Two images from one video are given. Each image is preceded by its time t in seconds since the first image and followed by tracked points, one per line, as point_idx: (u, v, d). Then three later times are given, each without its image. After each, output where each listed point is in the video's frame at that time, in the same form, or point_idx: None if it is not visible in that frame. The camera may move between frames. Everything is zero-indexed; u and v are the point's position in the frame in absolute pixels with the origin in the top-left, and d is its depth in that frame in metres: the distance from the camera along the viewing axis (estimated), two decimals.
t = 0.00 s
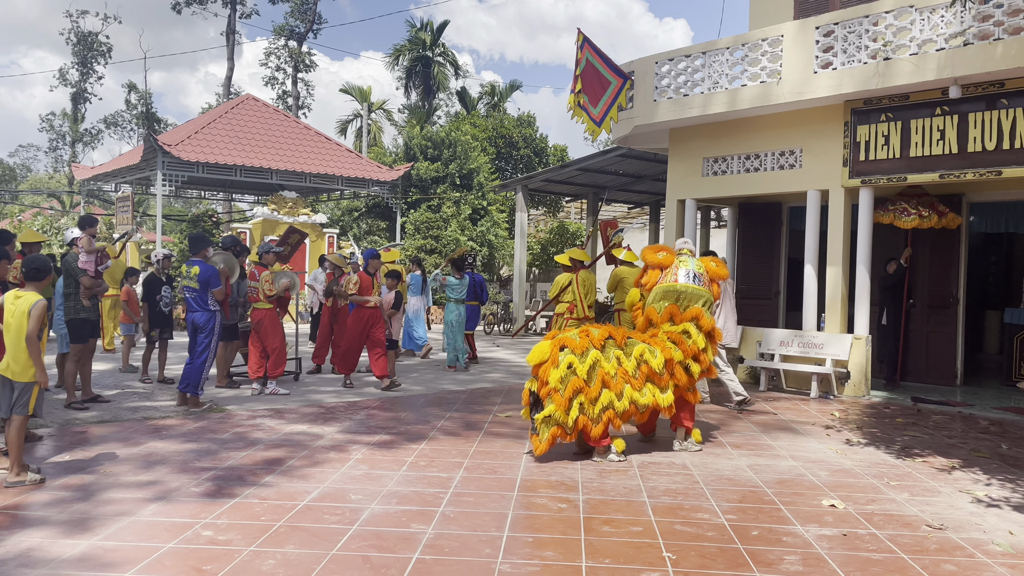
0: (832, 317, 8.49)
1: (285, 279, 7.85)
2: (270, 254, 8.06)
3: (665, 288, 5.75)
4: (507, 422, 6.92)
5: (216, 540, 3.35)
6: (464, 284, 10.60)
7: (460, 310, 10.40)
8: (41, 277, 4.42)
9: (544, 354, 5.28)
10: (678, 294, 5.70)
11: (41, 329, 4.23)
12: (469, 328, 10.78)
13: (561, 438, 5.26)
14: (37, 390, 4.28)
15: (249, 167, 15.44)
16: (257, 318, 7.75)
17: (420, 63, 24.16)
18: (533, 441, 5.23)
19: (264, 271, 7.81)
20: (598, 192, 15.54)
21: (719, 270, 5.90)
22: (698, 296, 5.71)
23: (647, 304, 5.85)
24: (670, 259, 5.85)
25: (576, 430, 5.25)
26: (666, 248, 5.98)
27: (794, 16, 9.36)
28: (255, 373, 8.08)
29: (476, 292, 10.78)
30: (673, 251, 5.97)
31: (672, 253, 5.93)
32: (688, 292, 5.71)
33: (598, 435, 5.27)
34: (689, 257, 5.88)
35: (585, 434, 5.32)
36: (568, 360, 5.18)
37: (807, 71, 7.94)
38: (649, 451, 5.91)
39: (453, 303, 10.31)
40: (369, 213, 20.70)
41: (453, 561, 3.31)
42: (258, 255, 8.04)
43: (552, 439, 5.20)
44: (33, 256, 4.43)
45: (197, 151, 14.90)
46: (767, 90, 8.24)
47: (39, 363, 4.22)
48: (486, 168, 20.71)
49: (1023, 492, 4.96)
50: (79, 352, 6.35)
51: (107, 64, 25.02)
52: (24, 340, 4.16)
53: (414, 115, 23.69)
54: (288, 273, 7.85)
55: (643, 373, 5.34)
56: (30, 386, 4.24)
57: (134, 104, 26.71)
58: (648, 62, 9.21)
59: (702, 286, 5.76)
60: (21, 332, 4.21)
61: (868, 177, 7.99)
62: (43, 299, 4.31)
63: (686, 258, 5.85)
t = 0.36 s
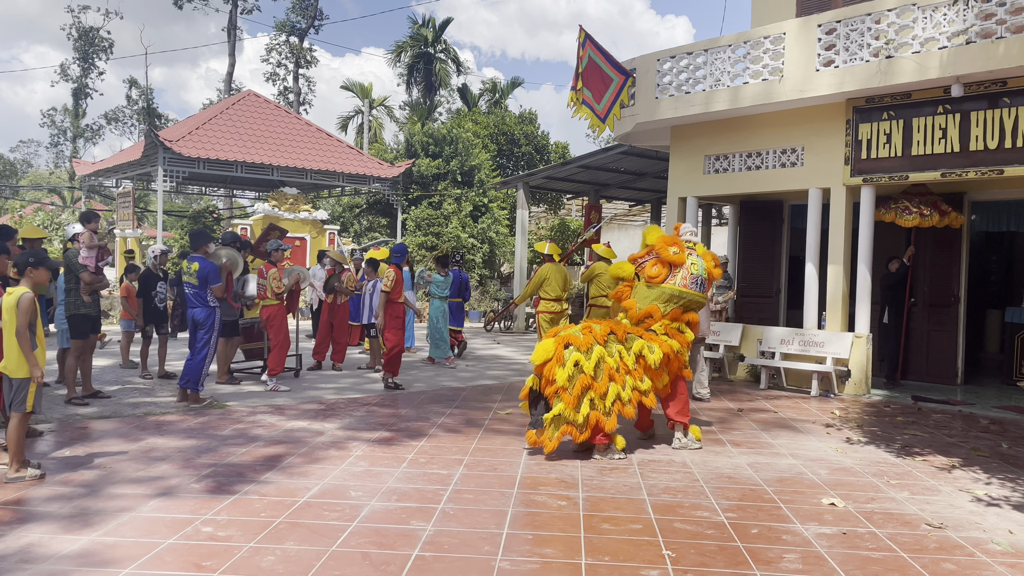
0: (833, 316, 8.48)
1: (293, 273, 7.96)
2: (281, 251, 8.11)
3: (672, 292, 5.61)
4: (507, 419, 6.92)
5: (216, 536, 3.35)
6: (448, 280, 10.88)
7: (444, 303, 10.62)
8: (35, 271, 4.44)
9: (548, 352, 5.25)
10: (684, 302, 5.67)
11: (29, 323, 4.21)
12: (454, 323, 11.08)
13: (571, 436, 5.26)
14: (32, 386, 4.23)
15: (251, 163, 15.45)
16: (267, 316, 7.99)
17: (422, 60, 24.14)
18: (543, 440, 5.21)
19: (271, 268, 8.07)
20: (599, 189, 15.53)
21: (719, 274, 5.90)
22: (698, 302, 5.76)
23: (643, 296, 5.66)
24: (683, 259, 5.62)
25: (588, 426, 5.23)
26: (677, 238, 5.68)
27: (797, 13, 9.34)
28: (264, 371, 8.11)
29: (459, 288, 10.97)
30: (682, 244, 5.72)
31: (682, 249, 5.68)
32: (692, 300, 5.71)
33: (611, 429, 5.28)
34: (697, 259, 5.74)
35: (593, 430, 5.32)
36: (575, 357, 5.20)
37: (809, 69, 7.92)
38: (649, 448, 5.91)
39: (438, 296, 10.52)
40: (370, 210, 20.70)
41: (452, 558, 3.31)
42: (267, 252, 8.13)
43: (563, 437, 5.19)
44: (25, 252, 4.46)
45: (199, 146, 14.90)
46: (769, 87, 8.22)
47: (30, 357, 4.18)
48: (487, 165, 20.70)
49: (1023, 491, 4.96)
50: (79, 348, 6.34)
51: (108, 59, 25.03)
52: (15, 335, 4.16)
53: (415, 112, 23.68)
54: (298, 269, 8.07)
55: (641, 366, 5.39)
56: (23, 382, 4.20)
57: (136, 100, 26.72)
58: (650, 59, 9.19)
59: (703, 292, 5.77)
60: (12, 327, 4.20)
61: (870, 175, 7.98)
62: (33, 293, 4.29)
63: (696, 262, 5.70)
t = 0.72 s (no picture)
0: (836, 315, 8.46)
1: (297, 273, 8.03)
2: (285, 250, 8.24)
3: (676, 296, 5.61)
4: (510, 418, 6.93)
5: (218, 533, 3.36)
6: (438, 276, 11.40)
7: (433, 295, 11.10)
8: (32, 271, 4.45)
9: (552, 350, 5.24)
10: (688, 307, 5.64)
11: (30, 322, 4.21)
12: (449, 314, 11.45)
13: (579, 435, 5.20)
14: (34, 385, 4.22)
15: (253, 161, 15.48)
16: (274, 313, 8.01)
17: (425, 58, 24.13)
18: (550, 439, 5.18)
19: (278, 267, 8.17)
20: (601, 187, 15.52)
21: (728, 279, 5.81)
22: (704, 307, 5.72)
23: (648, 297, 5.69)
24: (691, 264, 5.57)
25: (595, 425, 5.19)
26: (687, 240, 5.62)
27: (799, 12, 9.31)
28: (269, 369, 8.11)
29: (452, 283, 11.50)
30: (692, 247, 5.66)
31: (691, 252, 5.63)
32: (696, 305, 5.66)
33: (615, 426, 5.30)
34: (705, 264, 5.66)
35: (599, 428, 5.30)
36: (579, 355, 5.19)
37: (812, 66, 7.90)
38: (652, 446, 5.91)
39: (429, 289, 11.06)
40: (372, 208, 20.71)
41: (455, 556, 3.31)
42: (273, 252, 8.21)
43: (571, 436, 5.15)
44: (30, 249, 4.69)
45: (202, 145, 14.92)
46: (772, 86, 8.21)
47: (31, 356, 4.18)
48: (489, 164, 20.69)
49: None
50: (83, 346, 6.34)
51: (111, 57, 25.06)
52: (15, 334, 4.16)
53: (418, 111, 23.68)
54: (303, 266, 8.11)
55: (641, 364, 5.42)
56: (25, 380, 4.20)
57: (138, 98, 26.76)
58: (653, 58, 9.17)
59: (709, 298, 5.72)
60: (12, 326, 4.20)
61: (874, 173, 7.96)
62: (32, 292, 4.29)
63: (704, 267, 5.63)
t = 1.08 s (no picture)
0: (842, 314, 8.43)
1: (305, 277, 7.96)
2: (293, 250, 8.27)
3: (690, 293, 5.65)
4: (516, 417, 6.94)
5: (225, 532, 3.37)
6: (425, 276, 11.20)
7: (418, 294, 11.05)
8: (38, 271, 4.48)
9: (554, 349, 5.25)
10: (704, 304, 5.66)
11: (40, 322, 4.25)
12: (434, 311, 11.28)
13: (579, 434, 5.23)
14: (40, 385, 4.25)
15: (259, 162, 15.52)
16: (280, 314, 8.05)
17: (430, 59, 24.16)
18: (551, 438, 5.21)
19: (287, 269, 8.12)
20: (607, 187, 15.50)
21: (746, 274, 5.80)
22: (720, 305, 5.72)
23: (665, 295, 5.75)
24: (705, 260, 5.59)
25: (596, 425, 5.22)
26: (700, 238, 5.63)
27: (805, 11, 9.29)
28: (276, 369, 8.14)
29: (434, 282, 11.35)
30: (706, 244, 5.67)
31: (705, 249, 5.64)
32: (712, 302, 5.68)
33: (616, 426, 5.30)
34: (720, 261, 5.69)
35: (600, 428, 5.32)
36: (581, 355, 5.18)
37: (817, 65, 7.88)
38: (658, 446, 5.91)
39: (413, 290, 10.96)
40: (378, 209, 20.75)
41: (461, 555, 3.32)
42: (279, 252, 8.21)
43: (571, 435, 5.18)
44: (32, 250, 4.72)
45: (208, 146, 14.97)
46: (777, 85, 8.20)
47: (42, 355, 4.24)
48: (495, 164, 20.71)
49: None
50: (91, 346, 6.37)
51: (117, 59, 25.16)
52: (26, 334, 4.20)
53: (423, 111, 23.72)
54: (310, 269, 8.09)
55: (646, 364, 5.40)
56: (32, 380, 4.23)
57: (145, 99, 26.89)
58: (658, 57, 9.18)
59: (725, 295, 5.73)
60: (22, 326, 4.24)
61: (880, 172, 7.94)
62: (41, 292, 4.33)
63: (718, 264, 5.66)
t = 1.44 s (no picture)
0: (846, 315, 8.41)
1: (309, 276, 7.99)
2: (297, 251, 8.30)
3: (686, 296, 5.69)
4: (519, 418, 6.94)
5: (229, 533, 3.37)
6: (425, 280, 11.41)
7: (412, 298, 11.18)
8: (37, 272, 4.50)
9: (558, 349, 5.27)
10: (700, 308, 5.68)
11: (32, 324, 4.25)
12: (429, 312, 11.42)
13: (577, 434, 5.25)
14: (35, 387, 4.30)
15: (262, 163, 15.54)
16: (284, 315, 8.06)
17: (434, 60, 24.18)
18: (547, 437, 5.26)
19: (291, 269, 8.14)
20: (610, 188, 15.48)
21: (746, 276, 5.77)
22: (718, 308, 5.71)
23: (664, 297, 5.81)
24: (700, 262, 5.63)
25: (595, 426, 5.21)
26: (697, 240, 5.66)
27: (809, 10, 9.27)
28: (280, 370, 8.14)
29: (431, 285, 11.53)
30: (703, 246, 5.71)
31: (702, 251, 5.67)
32: (709, 305, 5.68)
33: (616, 429, 5.29)
34: (717, 263, 5.69)
35: (600, 429, 5.31)
36: (583, 356, 5.19)
37: (821, 65, 7.86)
38: (662, 447, 5.90)
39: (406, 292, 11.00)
40: (381, 210, 20.77)
41: (464, 556, 3.32)
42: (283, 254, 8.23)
43: (569, 435, 5.21)
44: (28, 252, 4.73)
45: (212, 147, 15.01)
46: (780, 85, 8.18)
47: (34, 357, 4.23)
48: (498, 165, 20.71)
49: None
50: (96, 347, 6.38)
51: (121, 60, 25.23)
52: (18, 336, 4.19)
53: (426, 112, 23.75)
54: (314, 270, 8.13)
55: (655, 368, 5.36)
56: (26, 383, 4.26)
57: (149, 101, 26.97)
58: (661, 58, 9.17)
59: (723, 298, 5.72)
60: (16, 328, 4.24)
61: (884, 172, 7.91)
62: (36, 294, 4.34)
63: (714, 266, 5.68)
